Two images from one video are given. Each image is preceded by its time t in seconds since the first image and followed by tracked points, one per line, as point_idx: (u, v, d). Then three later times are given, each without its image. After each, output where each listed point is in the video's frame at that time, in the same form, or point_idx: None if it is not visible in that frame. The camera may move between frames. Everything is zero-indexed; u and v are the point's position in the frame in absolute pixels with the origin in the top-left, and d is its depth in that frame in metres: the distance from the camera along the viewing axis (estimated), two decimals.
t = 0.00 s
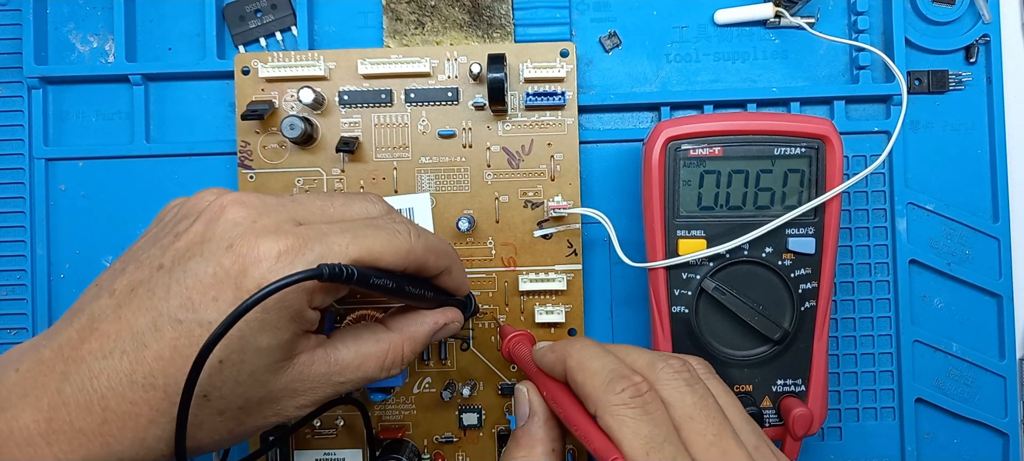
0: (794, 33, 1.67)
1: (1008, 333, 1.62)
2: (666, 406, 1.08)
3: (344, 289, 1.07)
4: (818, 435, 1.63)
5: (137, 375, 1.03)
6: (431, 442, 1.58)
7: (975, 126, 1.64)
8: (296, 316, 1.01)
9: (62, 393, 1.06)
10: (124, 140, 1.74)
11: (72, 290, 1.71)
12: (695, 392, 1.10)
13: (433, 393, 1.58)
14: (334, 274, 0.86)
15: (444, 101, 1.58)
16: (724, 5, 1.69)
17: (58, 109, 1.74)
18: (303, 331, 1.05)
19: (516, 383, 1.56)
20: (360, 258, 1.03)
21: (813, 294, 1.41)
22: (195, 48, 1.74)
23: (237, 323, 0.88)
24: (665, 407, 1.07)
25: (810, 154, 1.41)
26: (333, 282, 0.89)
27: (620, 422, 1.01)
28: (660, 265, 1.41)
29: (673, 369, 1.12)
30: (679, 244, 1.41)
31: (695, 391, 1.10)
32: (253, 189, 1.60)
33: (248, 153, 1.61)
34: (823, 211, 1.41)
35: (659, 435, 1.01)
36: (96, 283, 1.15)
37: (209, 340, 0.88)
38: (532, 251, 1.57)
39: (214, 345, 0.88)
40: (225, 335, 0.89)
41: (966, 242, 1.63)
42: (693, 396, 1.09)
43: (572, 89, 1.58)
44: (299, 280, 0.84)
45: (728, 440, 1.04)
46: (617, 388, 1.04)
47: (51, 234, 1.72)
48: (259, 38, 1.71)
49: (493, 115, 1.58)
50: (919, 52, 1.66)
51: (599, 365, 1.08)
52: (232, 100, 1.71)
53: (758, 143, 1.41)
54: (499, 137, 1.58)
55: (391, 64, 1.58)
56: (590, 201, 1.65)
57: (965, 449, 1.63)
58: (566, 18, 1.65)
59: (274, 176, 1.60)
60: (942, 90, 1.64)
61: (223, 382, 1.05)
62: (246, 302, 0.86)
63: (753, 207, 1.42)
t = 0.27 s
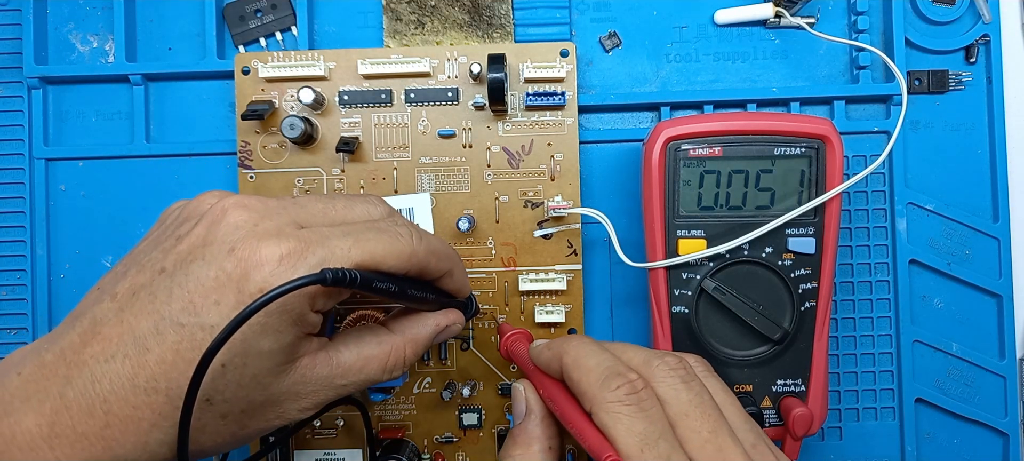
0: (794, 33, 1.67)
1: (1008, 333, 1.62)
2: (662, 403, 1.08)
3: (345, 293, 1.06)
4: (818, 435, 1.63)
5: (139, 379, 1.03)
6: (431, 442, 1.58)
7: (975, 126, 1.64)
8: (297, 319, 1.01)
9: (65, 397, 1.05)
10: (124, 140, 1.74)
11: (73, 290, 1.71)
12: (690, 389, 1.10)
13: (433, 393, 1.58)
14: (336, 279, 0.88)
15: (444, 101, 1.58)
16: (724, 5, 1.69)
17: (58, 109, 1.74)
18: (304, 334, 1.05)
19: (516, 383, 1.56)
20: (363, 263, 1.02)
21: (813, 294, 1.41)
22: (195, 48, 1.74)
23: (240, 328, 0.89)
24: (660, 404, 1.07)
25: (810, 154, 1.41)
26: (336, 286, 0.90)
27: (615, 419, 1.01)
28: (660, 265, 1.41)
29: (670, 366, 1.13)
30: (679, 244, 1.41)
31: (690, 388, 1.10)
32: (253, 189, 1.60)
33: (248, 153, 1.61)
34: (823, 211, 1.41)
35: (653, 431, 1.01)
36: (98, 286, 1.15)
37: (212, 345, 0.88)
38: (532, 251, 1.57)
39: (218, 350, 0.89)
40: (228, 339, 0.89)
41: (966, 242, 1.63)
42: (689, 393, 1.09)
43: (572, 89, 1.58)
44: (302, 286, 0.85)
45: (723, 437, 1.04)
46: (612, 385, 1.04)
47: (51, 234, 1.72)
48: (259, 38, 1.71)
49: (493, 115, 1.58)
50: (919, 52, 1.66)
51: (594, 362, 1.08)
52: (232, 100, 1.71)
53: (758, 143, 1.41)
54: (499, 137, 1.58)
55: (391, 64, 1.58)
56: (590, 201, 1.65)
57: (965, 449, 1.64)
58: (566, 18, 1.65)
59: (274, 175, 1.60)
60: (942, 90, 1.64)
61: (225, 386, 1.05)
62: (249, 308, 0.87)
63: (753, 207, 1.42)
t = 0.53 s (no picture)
0: (794, 33, 1.67)
1: (1008, 333, 1.62)
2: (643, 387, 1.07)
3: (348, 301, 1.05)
4: (818, 435, 1.63)
5: (143, 386, 1.02)
6: (431, 442, 1.58)
7: (975, 126, 1.64)
8: (301, 326, 1.00)
9: (69, 404, 1.05)
10: (124, 140, 1.74)
11: (73, 290, 1.71)
12: (672, 376, 1.09)
13: (433, 393, 1.58)
14: (342, 287, 0.87)
15: (444, 101, 1.58)
16: (724, 5, 1.69)
17: (58, 109, 1.74)
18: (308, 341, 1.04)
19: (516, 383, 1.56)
20: (369, 271, 1.01)
21: (813, 294, 1.41)
22: (195, 48, 1.74)
23: (245, 337, 0.88)
24: (641, 387, 1.07)
25: (810, 154, 1.41)
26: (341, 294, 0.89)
27: (594, 403, 1.00)
28: (660, 265, 1.41)
29: (653, 352, 1.13)
30: (679, 244, 1.41)
31: (672, 375, 1.09)
32: (254, 189, 1.60)
33: (248, 153, 1.61)
34: (823, 211, 1.41)
35: (631, 416, 0.99)
36: (101, 291, 1.14)
37: (217, 353, 0.88)
38: (532, 251, 1.57)
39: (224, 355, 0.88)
40: (232, 348, 0.89)
41: (966, 242, 1.63)
42: (670, 379, 1.08)
43: (572, 89, 1.58)
44: (307, 295, 0.84)
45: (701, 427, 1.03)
46: (594, 366, 1.04)
47: (51, 235, 1.72)
48: (259, 38, 1.71)
49: (493, 115, 1.58)
50: (919, 52, 1.66)
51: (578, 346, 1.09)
52: (232, 100, 1.71)
53: (758, 143, 1.41)
54: (499, 137, 1.58)
55: (391, 64, 1.58)
56: (590, 201, 1.65)
57: (965, 449, 1.64)
58: (566, 18, 1.65)
59: (274, 175, 1.60)
60: (942, 90, 1.64)
61: (230, 393, 1.05)
62: (254, 317, 0.86)
63: (753, 207, 1.42)
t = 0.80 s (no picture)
0: (794, 33, 1.67)
1: (1008, 333, 1.62)
2: (629, 381, 1.06)
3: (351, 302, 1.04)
4: (818, 435, 1.63)
5: (146, 389, 1.02)
6: (431, 442, 1.58)
7: (975, 126, 1.64)
8: (304, 329, 1.00)
9: (72, 407, 1.05)
10: (124, 140, 1.74)
11: (73, 290, 1.71)
12: (658, 371, 1.07)
13: (432, 393, 1.58)
14: (345, 289, 0.87)
15: (444, 101, 1.58)
16: (724, 5, 1.69)
17: (58, 109, 1.74)
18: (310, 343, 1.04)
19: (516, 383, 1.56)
20: (372, 274, 1.01)
21: (813, 294, 1.41)
22: (195, 48, 1.74)
23: (248, 339, 0.88)
24: (627, 380, 1.05)
25: (810, 154, 1.41)
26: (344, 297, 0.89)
27: (579, 398, 1.00)
28: (660, 266, 1.41)
29: (640, 346, 1.09)
30: (679, 244, 1.41)
31: (658, 370, 1.07)
32: (254, 189, 1.60)
33: (248, 153, 1.61)
34: (823, 211, 1.41)
35: (615, 413, 0.99)
36: (103, 293, 1.14)
37: (221, 356, 0.88)
38: (532, 251, 1.57)
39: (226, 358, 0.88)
40: (235, 351, 0.89)
41: (966, 242, 1.63)
42: (656, 375, 1.06)
43: (572, 89, 1.58)
44: (311, 298, 0.84)
45: (685, 422, 1.02)
46: (581, 359, 1.03)
47: (51, 234, 1.72)
48: (259, 38, 1.71)
49: (493, 115, 1.58)
50: (919, 52, 1.66)
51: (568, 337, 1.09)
52: (232, 100, 1.71)
53: (757, 143, 1.41)
54: (499, 137, 1.58)
55: (391, 64, 1.58)
56: (590, 201, 1.65)
57: (965, 449, 1.64)
58: (566, 18, 1.65)
59: (274, 175, 1.60)
60: (942, 90, 1.64)
61: (233, 395, 1.05)
62: (257, 320, 0.86)
63: (753, 207, 1.42)
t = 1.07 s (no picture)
0: (794, 33, 1.67)
1: (1008, 333, 1.62)
2: (626, 387, 1.05)
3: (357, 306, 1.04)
4: (818, 435, 1.64)
5: (153, 394, 1.03)
6: (431, 442, 1.58)
7: (975, 126, 1.64)
8: (310, 334, 1.00)
9: (78, 412, 1.05)
10: (124, 140, 1.74)
11: (73, 289, 1.71)
12: (655, 377, 1.06)
13: (433, 393, 1.58)
14: (354, 295, 0.87)
15: (444, 101, 1.58)
16: (724, 5, 1.69)
17: (59, 109, 1.74)
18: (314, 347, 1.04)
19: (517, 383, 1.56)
20: (379, 279, 1.01)
21: (813, 294, 1.41)
22: (195, 48, 1.74)
23: (255, 346, 0.88)
24: (624, 387, 1.05)
25: (810, 154, 1.41)
26: (352, 301, 0.89)
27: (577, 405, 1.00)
28: (659, 265, 1.41)
29: (638, 350, 1.09)
30: (679, 244, 1.41)
31: (655, 375, 1.06)
32: (254, 189, 1.60)
33: (248, 153, 1.61)
34: (823, 211, 1.41)
35: (611, 421, 1.00)
36: (108, 297, 1.14)
37: (229, 363, 0.87)
38: (532, 251, 1.57)
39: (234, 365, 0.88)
40: (242, 358, 0.89)
41: (966, 242, 1.63)
42: (652, 380, 1.05)
43: (572, 89, 1.58)
44: (318, 304, 0.84)
45: (681, 429, 1.02)
46: (580, 366, 1.03)
47: (52, 235, 1.72)
48: (259, 38, 1.71)
49: (493, 115, 1.58)
50: (919, 52, 1.66)
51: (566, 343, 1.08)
52: (232, 100, 1.71)
53: (757, 143, 1.41)
54: (499, 137, 1.58)
55: (391, 64, 1.58)
56: (590, 201, 1.65)
57: (965, 449, 1.64)
58: (566, 18, 1.65)
59: (274, 175, 1.60)
60: (942, 90, 1.64)
61: (239, 400, 1.05)
62: (265, 327, 0.86)
63: (753, 207, 1.42)
